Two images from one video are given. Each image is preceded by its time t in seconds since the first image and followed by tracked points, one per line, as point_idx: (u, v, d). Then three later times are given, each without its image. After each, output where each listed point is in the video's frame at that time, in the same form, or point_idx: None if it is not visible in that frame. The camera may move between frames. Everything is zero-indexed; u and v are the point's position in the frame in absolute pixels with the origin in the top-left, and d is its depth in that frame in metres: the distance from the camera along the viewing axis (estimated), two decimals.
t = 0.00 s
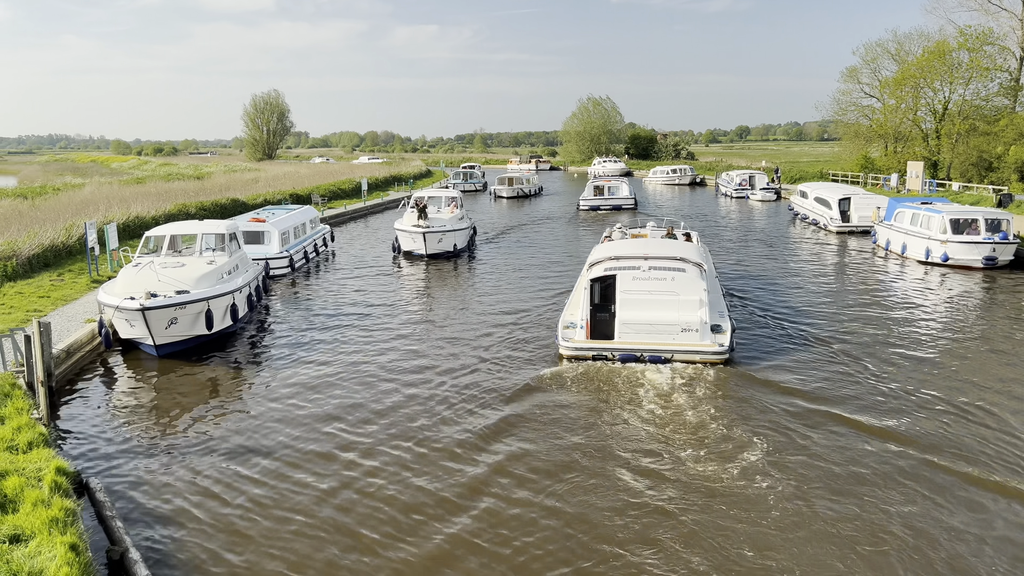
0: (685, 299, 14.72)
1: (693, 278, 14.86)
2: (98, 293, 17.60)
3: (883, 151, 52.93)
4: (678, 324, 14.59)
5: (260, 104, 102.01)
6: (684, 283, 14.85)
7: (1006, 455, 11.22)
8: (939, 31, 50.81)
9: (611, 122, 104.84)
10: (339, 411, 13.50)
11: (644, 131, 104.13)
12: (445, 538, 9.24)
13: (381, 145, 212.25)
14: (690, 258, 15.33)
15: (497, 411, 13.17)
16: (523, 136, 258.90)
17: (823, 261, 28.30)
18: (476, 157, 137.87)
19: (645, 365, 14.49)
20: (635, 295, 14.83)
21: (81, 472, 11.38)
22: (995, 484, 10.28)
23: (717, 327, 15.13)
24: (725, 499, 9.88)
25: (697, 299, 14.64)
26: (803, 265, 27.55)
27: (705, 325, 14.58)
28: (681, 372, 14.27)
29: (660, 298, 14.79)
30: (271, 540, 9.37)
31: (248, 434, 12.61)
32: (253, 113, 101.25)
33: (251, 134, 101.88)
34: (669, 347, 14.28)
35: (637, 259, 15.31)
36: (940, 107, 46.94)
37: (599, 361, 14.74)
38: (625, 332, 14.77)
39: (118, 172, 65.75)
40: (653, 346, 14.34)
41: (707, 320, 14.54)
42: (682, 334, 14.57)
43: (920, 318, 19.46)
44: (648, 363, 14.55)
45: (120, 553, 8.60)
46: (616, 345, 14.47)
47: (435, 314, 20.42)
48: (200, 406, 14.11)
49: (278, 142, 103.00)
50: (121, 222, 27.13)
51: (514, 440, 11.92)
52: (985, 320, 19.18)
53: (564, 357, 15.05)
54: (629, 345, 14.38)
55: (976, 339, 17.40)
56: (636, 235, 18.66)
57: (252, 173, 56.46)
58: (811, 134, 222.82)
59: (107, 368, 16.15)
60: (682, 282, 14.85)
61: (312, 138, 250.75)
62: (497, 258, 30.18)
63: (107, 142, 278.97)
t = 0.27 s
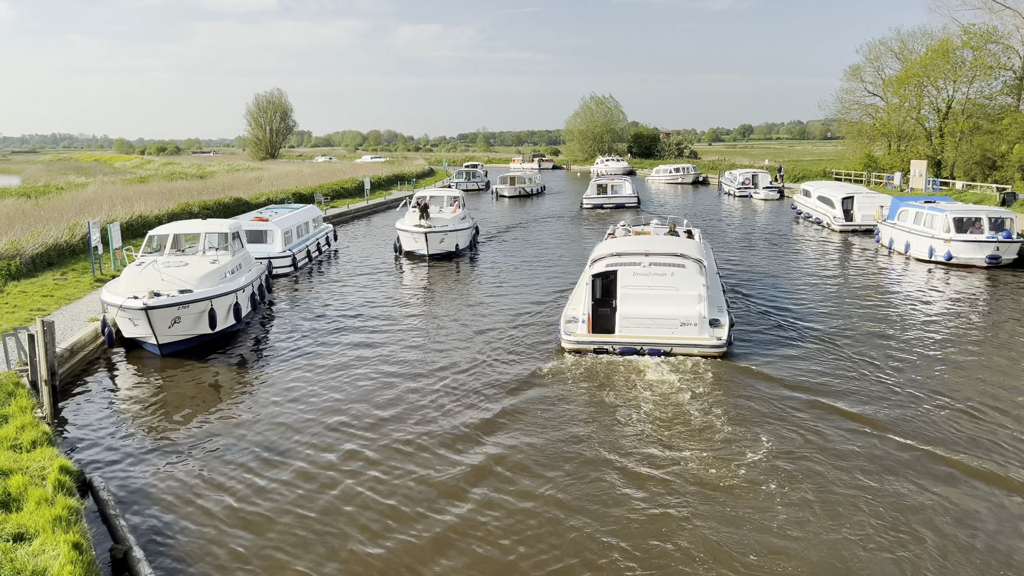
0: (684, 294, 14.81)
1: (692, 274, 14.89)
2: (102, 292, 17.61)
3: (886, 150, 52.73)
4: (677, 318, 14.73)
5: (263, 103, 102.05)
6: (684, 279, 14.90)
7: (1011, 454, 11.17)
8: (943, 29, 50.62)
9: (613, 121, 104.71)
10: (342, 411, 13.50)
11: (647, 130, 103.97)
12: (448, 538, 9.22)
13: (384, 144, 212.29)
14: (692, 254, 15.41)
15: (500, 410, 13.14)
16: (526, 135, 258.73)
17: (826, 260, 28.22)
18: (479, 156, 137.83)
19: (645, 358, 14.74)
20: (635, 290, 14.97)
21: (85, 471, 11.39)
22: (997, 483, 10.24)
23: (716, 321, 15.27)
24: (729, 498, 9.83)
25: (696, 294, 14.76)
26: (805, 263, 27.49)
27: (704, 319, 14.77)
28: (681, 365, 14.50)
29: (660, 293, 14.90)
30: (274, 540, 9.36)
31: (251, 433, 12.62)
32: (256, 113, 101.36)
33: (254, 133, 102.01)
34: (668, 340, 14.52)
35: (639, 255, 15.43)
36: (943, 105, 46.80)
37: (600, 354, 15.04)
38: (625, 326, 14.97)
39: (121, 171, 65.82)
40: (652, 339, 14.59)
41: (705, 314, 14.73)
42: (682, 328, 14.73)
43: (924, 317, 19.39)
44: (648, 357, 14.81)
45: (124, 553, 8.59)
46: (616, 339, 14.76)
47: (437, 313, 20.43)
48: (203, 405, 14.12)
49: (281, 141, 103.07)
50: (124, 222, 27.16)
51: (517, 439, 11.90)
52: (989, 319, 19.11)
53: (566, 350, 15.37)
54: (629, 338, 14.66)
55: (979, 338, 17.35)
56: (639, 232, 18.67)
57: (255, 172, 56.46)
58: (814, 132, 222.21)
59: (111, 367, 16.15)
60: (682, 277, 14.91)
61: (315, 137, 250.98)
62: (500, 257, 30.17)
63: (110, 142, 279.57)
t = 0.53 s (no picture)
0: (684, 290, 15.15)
1: (692, 270, 15.23)
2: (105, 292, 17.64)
3: (889, 149, 52.57)
4: (676, 314, 15.06)
5: (265, 102, 102.11)
6: (683, 275, 15.24)
7: (1014, 452, 11.14)
8: (946, 28, 50.48)
9: (616, 120, 104.59)
10: (344, 409, 13.51)
11: (650, 129, 103.84)
12: (449, 536, 9.22)
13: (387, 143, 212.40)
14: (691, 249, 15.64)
15: (502, 409, 13.14)
16: (528, 134, 258.81)
17: (829, 259, 28.16)
18: (481, 156, 137.85)
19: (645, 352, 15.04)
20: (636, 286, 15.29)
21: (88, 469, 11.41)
22: (1000, 481, 10.19)
23: (715, 316, 15.45)
24: (731, 497, 9.82)
25: (695, 290, 15.13)
26: (808, 262, 27.44)
27: (702, 313, 15.05)
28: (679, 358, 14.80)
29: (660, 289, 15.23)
30: (276, 537, 9.37)
31: (254, 432, 12.62)
32: (259, 112, 101.51)
33: (257, 133, 102.15)
34: (667, 334, 14.82)
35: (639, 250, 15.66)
36: (946, 104, 46.70)
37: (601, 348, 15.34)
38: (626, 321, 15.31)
39: (124, 171, 65.92)
40: (651, 333, 14.89)
41: (704, 309, 15.03)
42: (681, 322, 15.04)
43: (927, 316, 19.34)
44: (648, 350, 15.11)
45: (127, 551, 8.61)
46: (617, 333, 15.06)
47: (440, 312, 20.44)
48: (206, 404, 14.14)
49: (284, 141, 103.15)
50: (127, 221, 27.19)
51: (519, 438, 11.89)
52: (992, 318, 19.05)
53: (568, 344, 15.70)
54: (629, 332, 14.97)
55: (982, 337, 17.30)
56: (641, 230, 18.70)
57: (257, 172, 56.48)
58: (817, 132, 221.68)
59: (114, 366, 16.19)
60: (682, 274, 15.25)
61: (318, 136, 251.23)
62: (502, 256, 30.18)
63: (113, 142, 280.11)
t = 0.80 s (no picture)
0: (683, 286, 15.20)
1: (692, 266, 15.29)
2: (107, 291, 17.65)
3: (892, 149, 52.44)
4: (676, 309, 15.10)
5: (267, 102, 102.16)
6: (683, 271, 15.29)
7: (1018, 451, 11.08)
8: (948, 28, 50.39)
9: (618, 120, 104.55)
10: (345, 409, 13.48)
11: (651, 129, 103.78)
12: (452, 536, 9.19)
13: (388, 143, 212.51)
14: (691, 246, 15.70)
15: (503, 408, 13.11)
16: (530, 134, 258.89)
17: (831, 259, 28.09)
18: (483, 156, 137.90)
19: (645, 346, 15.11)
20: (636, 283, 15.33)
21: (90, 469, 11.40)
22: (1005, 482, 10.10)
23: (713, 312, 15.59)
24: (734, 496, 9.76)
25: (695, 286, 15.20)
26: (810, 262, 27.37)
27: (701, 309, 15.12)
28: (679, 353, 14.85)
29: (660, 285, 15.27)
30: (278, 538, 9.34)
31: (255, 432, 12.60)
32: (260, 112, 101.58)
33: (259, 133, 102.26)
34: (666, 329, 14.88)
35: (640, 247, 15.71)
36: (949, 104, 46.62)
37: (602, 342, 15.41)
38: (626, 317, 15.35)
39: (126, 171, 65.97)
40: (651, 328, 14.95)
41: (703, 305, 15.08)
42: (680, 318, 15.08)
43: (929, 316, 19.27)
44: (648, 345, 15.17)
45: (129, 551, 8.60)
46: (617, 328, 15.14)
47: (441, 312, 20.41)
48: (207, 404, 14.13)
49: (286, 140, 103.20)
50: (129, 221, 27.21)
51: (521, 437, 11.85)
52: (995, 318, 18.98)
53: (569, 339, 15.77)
54: (629, 327, 15.04)
55: (984, 337, 17.25)
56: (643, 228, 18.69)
57: (259, 172, 56.50)
58: (819, 131, 221.35)
59: (116, 366, 16.19)
60: (681, 270, 15.28)
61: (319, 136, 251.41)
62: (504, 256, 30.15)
63: (116, 142, 280.65)
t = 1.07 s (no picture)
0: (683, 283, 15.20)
1: (691, 263, 15.29)
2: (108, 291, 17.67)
3: (893, 148, 52.40)
4: (675, 305, 15.14)
5: (268, 102, 102.15)
6: (683, 268, 15.30)
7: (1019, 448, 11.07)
8: (950, 27, 50.36)
9: (619, 120, 104.54)
10: (347, 408, 13.48)
11: (653, 129, 103.77)
12: (453, 535, 9.18)
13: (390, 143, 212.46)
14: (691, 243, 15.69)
15: (504, 406, 13.09)
16: (531, 134, 259.08)
17: (833, 259, 28.07)
18: (484, 156, 137.96)
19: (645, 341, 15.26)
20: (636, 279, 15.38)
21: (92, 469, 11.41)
22: (1006, 479, 10.10)
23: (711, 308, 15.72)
24: (736, 494, 9.75)
25: (694, 282, 15.26)
26: (812, 262, 27.36)
27: (700, 304, 15.20)
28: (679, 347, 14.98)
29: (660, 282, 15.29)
30: (278, 536, 9.34)
31: (257, 431, 12.60)
32: (262, 112, 101.60)
33: (260, 133, 102.32)
34: (666, 324, 15.01)
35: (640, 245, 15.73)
36: (951, 103, 46.57)
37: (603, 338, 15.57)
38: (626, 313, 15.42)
39: (127, 171, 65.96)
40: (651, 323, 15.09)
41: (702, 301, 15.15)
42: (679, 313, 15.15)
43: (931, 316, 19.26)
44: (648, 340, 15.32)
45: (131, 550, 8.62)
46: (618, 323, 15.29)
47: (442, 312, 20.41)
48: (209, 403, 14.14)
49: (287, 140, 103.20)
50: (130, 221, 27.23)
51: (522, 435, 11.85)
52: (997, 318, 18.97)
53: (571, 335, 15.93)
54: (629, 322, 15.18)
55: (986, 336, 17.23)
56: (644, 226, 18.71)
57: (261, 172, 56.49)
58: (821, 131, 221.17)
59: (118, 365, 16.20)
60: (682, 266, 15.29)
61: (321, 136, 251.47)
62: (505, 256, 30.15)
63: (117, 142, 280.87)
